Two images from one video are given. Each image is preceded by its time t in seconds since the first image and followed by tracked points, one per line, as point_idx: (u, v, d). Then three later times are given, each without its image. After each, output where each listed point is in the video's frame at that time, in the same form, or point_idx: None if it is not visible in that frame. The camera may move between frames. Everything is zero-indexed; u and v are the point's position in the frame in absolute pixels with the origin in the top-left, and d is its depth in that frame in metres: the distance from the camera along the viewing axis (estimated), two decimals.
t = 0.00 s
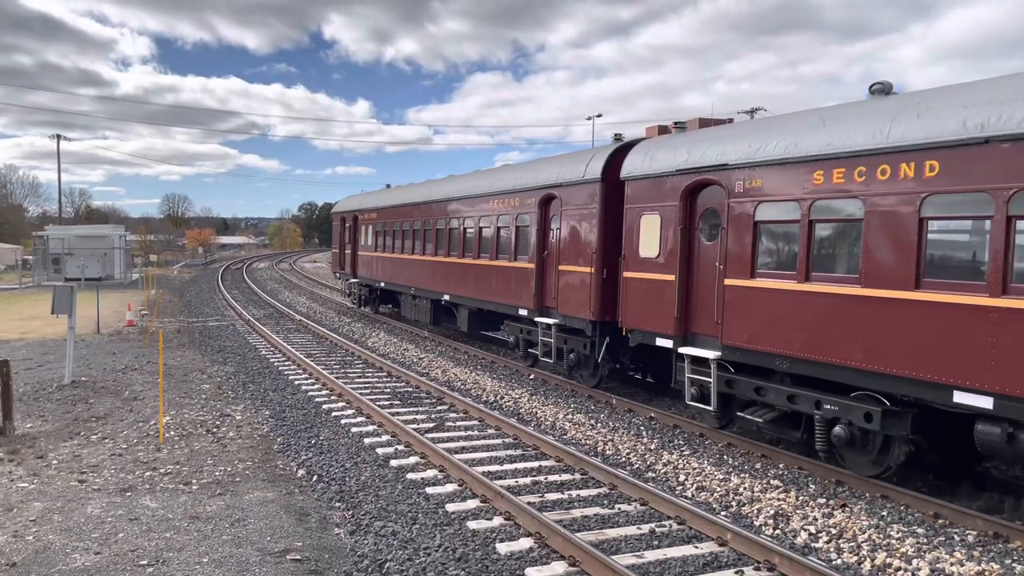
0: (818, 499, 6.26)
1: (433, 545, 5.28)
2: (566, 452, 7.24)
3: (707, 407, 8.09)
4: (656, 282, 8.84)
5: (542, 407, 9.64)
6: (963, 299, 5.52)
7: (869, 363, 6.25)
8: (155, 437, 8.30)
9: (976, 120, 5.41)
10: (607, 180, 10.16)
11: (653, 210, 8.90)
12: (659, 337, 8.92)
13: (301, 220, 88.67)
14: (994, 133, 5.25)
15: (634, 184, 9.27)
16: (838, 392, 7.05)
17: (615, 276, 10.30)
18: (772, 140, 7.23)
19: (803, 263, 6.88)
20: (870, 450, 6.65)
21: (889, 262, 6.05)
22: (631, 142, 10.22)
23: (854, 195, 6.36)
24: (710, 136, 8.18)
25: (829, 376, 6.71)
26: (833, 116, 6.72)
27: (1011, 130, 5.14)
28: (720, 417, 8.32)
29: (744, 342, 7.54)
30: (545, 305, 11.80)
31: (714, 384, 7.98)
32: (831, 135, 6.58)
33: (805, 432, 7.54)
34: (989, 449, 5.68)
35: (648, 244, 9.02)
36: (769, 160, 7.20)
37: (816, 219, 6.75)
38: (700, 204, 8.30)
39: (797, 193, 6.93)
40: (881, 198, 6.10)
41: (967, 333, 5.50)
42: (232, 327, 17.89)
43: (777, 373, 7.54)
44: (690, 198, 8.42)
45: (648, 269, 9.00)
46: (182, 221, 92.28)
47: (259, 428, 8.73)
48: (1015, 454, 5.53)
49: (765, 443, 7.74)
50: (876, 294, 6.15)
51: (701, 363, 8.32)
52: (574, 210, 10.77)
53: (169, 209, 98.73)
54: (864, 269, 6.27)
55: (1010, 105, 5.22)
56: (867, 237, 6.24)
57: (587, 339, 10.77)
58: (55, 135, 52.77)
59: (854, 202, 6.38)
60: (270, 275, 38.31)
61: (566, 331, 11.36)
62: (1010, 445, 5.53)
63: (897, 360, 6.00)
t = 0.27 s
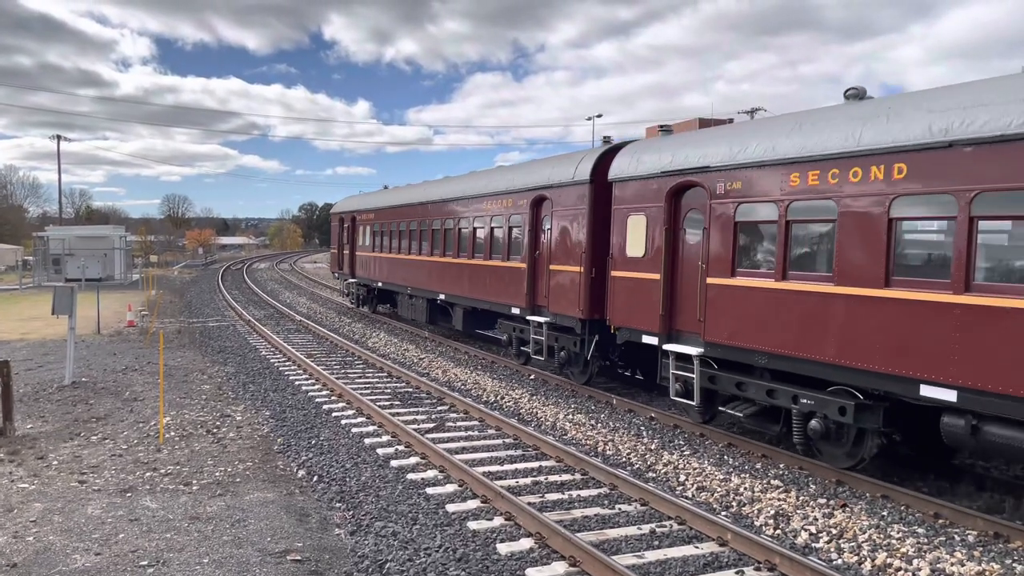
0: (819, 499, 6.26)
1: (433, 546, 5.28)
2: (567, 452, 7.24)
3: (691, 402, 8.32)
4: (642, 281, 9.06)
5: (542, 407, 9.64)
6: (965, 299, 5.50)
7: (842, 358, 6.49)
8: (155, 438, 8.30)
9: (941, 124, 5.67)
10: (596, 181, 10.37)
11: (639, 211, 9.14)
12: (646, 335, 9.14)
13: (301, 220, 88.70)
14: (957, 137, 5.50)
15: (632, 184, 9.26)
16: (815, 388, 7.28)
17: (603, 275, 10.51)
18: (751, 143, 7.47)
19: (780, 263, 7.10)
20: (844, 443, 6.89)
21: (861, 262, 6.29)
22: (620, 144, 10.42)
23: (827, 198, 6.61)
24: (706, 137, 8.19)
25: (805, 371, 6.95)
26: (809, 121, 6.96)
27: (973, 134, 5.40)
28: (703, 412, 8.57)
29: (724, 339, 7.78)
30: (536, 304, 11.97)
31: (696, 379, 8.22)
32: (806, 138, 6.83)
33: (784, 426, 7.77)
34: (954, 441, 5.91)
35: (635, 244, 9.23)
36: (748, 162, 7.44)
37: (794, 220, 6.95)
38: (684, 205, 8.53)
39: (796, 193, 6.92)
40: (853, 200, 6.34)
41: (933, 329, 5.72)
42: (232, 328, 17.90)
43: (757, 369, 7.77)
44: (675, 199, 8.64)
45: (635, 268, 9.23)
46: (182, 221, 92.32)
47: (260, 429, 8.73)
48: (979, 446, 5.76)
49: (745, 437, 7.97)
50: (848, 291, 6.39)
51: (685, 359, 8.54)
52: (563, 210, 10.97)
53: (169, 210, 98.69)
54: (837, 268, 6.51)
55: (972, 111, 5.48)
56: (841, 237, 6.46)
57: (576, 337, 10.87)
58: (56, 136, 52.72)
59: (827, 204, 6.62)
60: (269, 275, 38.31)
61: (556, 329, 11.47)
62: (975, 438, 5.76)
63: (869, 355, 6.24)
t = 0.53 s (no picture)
0: (818, 500, 6.26)
1: (432, 546, 5.28)
2: (566, 452, 7.25)
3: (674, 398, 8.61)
4: (628, 280, 9.33)
5: (542, 407, 9.65)
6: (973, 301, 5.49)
7: (815, 354, 6.78)
8: (154, 439, 8.30)
9: (906, 129, 5.98)
10: (585, 183, 10.62)
11: (624, 212, 9.40)
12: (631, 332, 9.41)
13: (300, 221, 88.74)
14: (922, 141, 5.81)
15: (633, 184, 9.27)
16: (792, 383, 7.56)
17: (591, 274, 10.73)
18: (730, 147, 7.75)
19: (758, 263, 7.40)
20: (818, 436, 7.16)
21: (833, 262, 6.58)
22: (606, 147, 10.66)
23: (801, 199, 6.91)
24: (706, 138, 8.22)
25: (781, 366, 7.24)
26: (785, 125, 7.24)
27: (936, 139, 5.71)
28: (686, 407, 8.85)
29: (705, 336, 8.06)
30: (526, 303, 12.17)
31: (679, 374, 8.51)
32: (783, 142, 7.12)
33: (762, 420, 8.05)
34: (921, 433, 6.19)
35: (620, 244, 9.50)
36: (727, 165, 7.72)
37: (771, 220, 7.24)
38: (667, 207, 8.81)
39: (798, 193, 6.93)
40: (826, 202, 6.63)
41: (902, 326, 6.00)
42: (232, 329, 17.89)
43: (737, 365, 8.06)
44: (658, 200, 8.92)
45: (621, 267, 9.49)
46: (181, 222, 92.44)
47: (259, 430, 8.73)
48: (945, 437, 6.04)
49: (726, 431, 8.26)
50: (822, 289, 6.69)
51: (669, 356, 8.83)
52: (552, 212, 11.19)
53: (169, 211, 98.68)
54: (811, 266, 6.80)
55: (936, 117, 5.79)
56: (814, 238, 6.77)
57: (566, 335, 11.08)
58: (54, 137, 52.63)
59: (802, 205, 6.92)
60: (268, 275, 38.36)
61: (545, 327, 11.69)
62: (941, 429, 6.04)
63: (841, 351, 6.53)
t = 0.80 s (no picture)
0: (817, 500, 6.26)
1: (431, 548, 5.27)
2: (565, 453, 7.24)
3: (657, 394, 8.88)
4: (613, 280, 9.61)
5: (540, 408, 9.64)
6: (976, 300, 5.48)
7: (790, 350, 7.06)
8: (152, 440, 8.28)
9: (874, 134, 6.27)
10: (573, 185, 10.93)
11: (610, 214, 9.72)
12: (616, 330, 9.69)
13: (298, 222, 88.73)
14: (889, 145, 6.10)
15: (632, 184, 9.27)
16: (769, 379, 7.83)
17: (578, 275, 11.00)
18: (710, 150, 8.04)
19: (736, 263, 7.66)
20: (794, 429, 7.43)
21: (806, 261, 6.86)
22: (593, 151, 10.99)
23: (775, 201, 7.20)
24: (705, 138, 8.23)
25: (757, 362, 7.52)
26: (760, 129, 7.53)
27: (901, 143, 6.00)
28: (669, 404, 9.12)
29: (685, 334, 8.34)
30: (517, 303, 12.46)
31: (663, 372, 8.79)
32: (759, 146, 7.40)
33: (742, 416, 8.34)
34: (890, 425, 6.44)
35: (607, 245, 9.79)
36: (706, 168, 8.01)
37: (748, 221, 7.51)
38: (651, 208, 9.11)
39: (799, 195, 6.93)
40: (800, 204, 6.92)
41: (874, 323, 6.26)
42: (230, 330, 17.86)
43: (718, 362, 8.33)
44: (643, 202, 9.22)
45: (607, 267, 9.77)
46: (179, 223, 92.36)
47: (257, 431, 8.72)
48: (911, 430, 6.30)
49: (707, 427, 8.53)
50: (796, 288, 6.96)
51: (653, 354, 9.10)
52: (541, 213, 11.49)
53: (167, 212, 98.58)
54: (786, 266, 7.08)
55: (902, 122, 6.09)
56: (789, 239, 7.05)
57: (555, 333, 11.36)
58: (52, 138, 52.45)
59: (777, 207, 7.21)
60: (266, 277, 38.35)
61: (535, 326, 11.97)
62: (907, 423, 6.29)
63: (814, 347, 6.81)
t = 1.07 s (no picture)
0: (814, 501, 6.27)
1: (429, 549, 5.27)
2: (563, 454, 7.24)
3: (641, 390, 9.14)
4: (599, 279, 9.89)
5: (539, 410, 9.65)
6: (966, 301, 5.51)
7: (764, 347, 7.31)
8: (150, 442, 8.28)
9: (842, 138, 6.50)
10: (561, 188, 11.23)
11: (597, 215, 10.01)
12: (602, 329, 9.97)
13: (295, 224, 88.74)
14: (855, 150, 6.32)
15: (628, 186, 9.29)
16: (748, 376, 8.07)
17: (566, 274, 11.31)
18: (691, 154, 8.28)
19: (714, 262, 7.90)
20: (770, 424, 7.69)
21: (779, 261, 7.12)
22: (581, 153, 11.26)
23: (750, 204, 7.46)
24: (703, 138, 8.24)
25: (734, 359, 7.77)
26: (738, 133, 7.76)
27: (867, 147, 6.23)
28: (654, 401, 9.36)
29: (666, 332, 8.60)
30: (508, 303, 12.76)
31: (646, 369, 9.07)
32: (736, 150, 7.64)
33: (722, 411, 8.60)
34: (859, 419, 6.68)
35: (593, 245, 10.08)
36: (687, 171, 8.26)
37: (725, 223, 7.77)
38: (634, 210, 9.38)
39: (795, 195, 6.94)
40: (774, 206, 7.16)
41: (843, 321, 6.50)
42: (228, 332, 17.84)
43: (700, 360, 8.58)
44: (627, 204, 9.51)
45: (594, 267, 10.06)
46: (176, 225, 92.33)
47: (255, 433, 8.71)
48: (878, 424, 6.53)
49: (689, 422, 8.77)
50: (771, 287, 7.21)
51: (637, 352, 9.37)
52: (531, 215, 11.79)
53: (164, 214, 98.50)
54: (761, 266, 7.33)
55: (868, 127, 6.31)
56: (762, 239, 7.30)
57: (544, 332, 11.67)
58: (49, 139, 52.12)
59: (752, 209, 7.46)
60: (262, 279, 38.35)
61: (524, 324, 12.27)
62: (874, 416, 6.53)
63: (787, 344, 7.05)
